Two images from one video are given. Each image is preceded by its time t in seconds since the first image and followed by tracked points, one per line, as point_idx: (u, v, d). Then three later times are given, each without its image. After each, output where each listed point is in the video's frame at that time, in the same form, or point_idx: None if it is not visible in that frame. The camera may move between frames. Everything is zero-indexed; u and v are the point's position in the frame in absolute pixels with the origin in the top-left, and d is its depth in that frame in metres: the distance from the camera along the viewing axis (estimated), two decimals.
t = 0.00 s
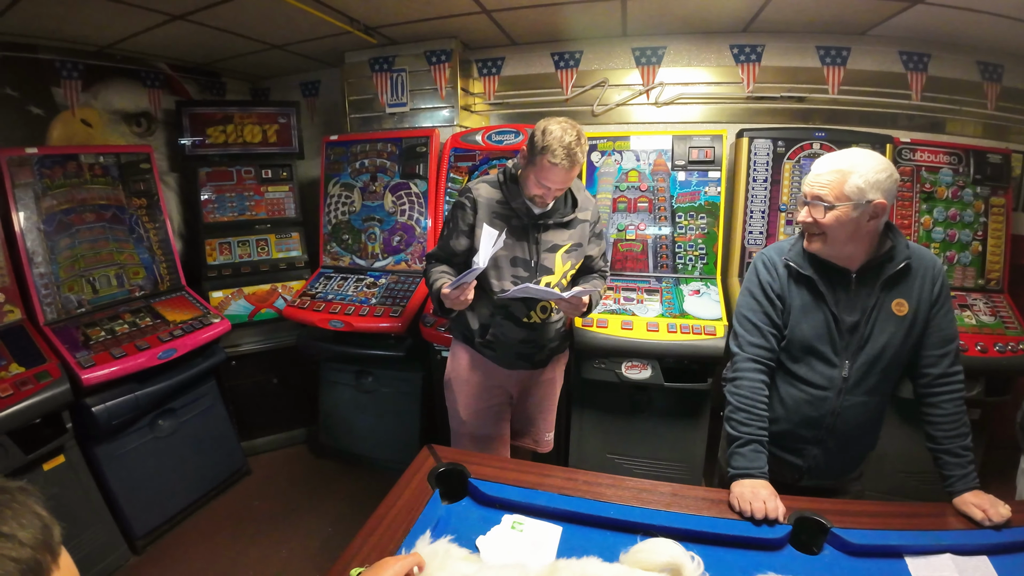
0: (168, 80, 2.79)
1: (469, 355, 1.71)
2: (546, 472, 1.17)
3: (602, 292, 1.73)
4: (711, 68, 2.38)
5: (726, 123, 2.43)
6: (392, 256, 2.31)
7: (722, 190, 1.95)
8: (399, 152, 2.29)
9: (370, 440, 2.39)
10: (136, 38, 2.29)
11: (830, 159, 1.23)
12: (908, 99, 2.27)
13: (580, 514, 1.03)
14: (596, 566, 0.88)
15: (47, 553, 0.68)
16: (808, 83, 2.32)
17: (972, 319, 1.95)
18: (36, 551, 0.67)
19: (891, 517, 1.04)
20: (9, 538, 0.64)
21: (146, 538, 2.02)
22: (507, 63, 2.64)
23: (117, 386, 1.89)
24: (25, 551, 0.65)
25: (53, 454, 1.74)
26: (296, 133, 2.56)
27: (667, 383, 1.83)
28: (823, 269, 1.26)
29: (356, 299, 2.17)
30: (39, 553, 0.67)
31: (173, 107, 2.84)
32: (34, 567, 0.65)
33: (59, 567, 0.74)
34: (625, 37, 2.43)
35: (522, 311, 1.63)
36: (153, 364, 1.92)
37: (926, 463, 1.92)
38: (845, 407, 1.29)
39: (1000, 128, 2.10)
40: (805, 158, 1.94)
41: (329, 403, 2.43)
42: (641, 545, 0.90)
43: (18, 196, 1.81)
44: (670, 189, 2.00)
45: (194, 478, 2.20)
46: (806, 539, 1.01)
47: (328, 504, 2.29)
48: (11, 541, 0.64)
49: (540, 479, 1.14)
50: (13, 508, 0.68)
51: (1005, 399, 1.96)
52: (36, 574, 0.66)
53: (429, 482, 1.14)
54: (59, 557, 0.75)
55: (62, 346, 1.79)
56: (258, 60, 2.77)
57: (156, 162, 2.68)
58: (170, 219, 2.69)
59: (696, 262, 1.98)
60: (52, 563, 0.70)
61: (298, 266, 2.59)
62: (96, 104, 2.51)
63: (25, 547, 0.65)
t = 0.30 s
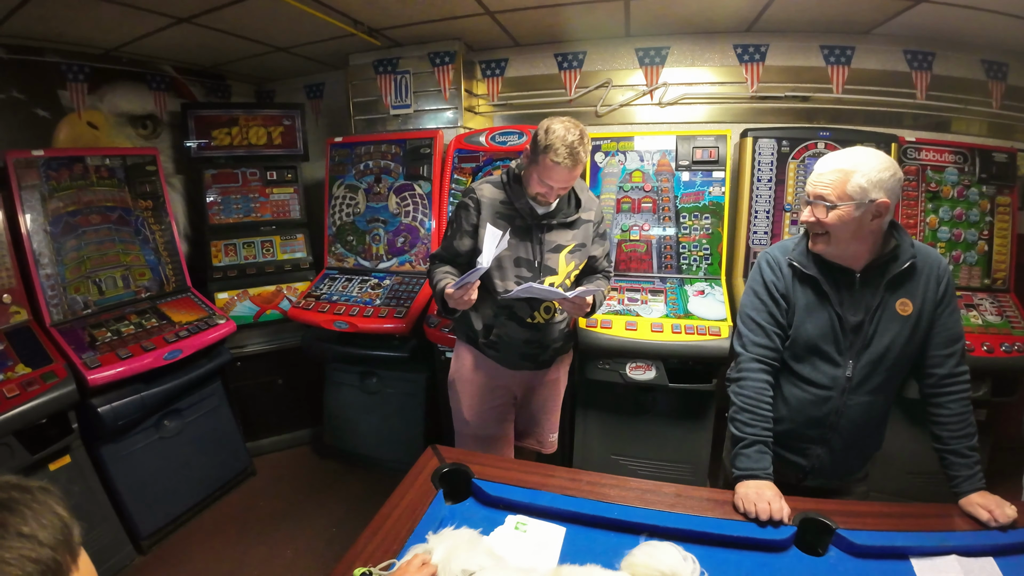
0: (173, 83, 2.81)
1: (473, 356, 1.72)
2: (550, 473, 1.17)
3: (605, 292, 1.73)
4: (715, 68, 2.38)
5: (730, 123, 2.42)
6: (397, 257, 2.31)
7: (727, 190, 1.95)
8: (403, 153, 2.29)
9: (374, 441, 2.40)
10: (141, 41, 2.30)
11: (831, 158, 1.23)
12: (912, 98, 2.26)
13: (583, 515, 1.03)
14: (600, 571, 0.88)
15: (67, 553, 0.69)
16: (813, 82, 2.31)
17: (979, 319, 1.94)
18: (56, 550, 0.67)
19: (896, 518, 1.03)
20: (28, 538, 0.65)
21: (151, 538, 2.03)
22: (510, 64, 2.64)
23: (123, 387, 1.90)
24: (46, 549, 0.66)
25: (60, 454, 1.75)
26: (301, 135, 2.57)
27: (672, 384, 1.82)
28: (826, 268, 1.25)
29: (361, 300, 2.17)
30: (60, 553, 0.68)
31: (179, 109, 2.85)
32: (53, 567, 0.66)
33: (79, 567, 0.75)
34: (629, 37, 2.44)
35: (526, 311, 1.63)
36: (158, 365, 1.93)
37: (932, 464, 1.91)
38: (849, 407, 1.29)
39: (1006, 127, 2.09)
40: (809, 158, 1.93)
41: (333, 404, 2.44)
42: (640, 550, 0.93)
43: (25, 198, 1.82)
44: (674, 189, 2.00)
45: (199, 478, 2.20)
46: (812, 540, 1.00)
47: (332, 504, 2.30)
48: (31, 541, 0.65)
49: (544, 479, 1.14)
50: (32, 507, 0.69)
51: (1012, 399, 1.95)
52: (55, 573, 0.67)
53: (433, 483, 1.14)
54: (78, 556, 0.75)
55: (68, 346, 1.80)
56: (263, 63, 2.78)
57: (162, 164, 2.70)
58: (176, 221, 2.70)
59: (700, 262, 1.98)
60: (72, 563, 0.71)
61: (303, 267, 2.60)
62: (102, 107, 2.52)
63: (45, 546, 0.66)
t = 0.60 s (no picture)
0: (177, 86, 2.83)
1: (474, 358, 1.72)
2: (551, 475, 1.17)
3: (606, 293, 1.73)
4: (718, 69, 2.38)
5: (733, 123, 2.42)
6: (399, 259, 2.32)
7: (729, 191, 1.95)
8: (405, 155, 2.30)
9: (377, 443, 2.40)
10: (145, 45, 2.31)
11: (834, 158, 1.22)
12: (916, 98, 2.25)
13: (584, 518, 1.03)
14: None
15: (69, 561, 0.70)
16: (815, 83, 2.31)
17: (983, 320, 1.93)
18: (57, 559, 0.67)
19: (898, 522, 1.02)
20: (30, 547, 0.65)
21: (154, 539, 2.04)
22: (512, 66, 2.65)
23: (126, 389, 1.90)
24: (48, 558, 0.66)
25: (63, 455, 1.76)
26: (304, 137, 2.58)
27: (674, 386, 1.82)
28: (827, 270, 1.25)
29: (363, 302, 2.18)
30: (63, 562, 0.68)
31: (182, 112, 2.87)
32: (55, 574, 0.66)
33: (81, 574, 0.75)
34: (631, 38, 2.44)
35: (527, 313, 1.63)
36: (162, 366, 1.93)
37: (937, 466, 1.90)
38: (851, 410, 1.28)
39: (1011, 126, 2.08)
40: (812, 158, 1.93)
41: (336, 405, 2.45)
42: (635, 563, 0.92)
43: (29, 201, 1.83)
44: (676, 190, 1.99)
45: (201, 480, 2.21)
46: (813, 543, 1.00)
47: (335, 505, 2.31)
48: (32, 550, 0.65)
49: (546, 482, 1.14)
50: (33, 516, 0.69)
51: (1017, 401, 1.94)
52: None
53: (434, 485, 1.14)
54: (81, 562, 0.76)
55: (72, 349, 1.80)
56: (266, 66, 2.79)
57: (166, 167, 2.71)
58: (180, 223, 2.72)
59: (702, 264, 1.98)
60: (73, 570, 0.71)
61: (306, 269, 2.61)
62: (106, 110, 2.54)
63: (45, 555, 0.66)
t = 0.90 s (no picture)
0: (179, 87, 2.83)
1: (475, 358, 1.72)
2: (552, 477, 1.16)
3: (608, 294, 1.73)
4: (720, 68, 2.37)
5: (736, 123, 2.41)
6: (400, 260, 2.32)
7: (731, 191, 1.94)
8: (407, 156, 2.30)
9: (379, 443, 2.40)
10: (147, 46, 2.32)
11: (869, 159, 1.09)
12: (920, 97, 2.23)
13: (585, 520, 1.02)
14: None
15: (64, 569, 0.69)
16: (818, 82, 2.30)
17: (987, 320, 1.92)
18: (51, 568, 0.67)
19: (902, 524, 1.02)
20: (25, 556, 0.64)
21: (156, 540, 2.04)
22: (514, 67, 2.65)
23: (128, 390, 1.91)
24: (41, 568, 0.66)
25: (65, 456, 1.76)
26: (306, 138, 2.58)
27: (676, 387, 1.81)
28: (835, 271, 1.23)
29: (364, 303, 2.18)
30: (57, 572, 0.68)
31: (185, 113, 2.87)
32: None
33: None
34: (633, 38, 2.44)
35: (528, 314, 1.62)
36: (164, 367, 1.94)
37: (941, 468, 1.89)
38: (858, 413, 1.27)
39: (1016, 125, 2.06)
40: (815, 158, 1.92)
41: (338, 406, 2.45)
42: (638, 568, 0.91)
43: (32, 202, 1.84)
44: (678, 190, 1.99)
45: (202, 481, 2.21)
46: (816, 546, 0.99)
47: (337, 506, 2.31)
48: (27, 560, 0.64)
49: (547, 484, 1.14)
50: (28, 525, 0.68)
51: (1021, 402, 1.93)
52: None
53: (434, 486, 1.14)
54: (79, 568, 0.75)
55: (75, 350, 1.80)
56: (268, 67, 2.80)
57: (168, 168, 2.72)
58: (182, 224, 2.72)
59: (705, 264, 1.97)
60: None
61: (308, 270, 2.61)
62: (108, 111, 2.54)
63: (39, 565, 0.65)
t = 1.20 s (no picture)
0: (182, 88, 2.84)
1: (479, 359, 1.71)
2: (556, 479, 1.16)
3: (611, 295, 1.72)
4: (723, 68, 2.36)
5: (739, 123, 2.40)
6: (403, 261, 2.32)
7: (735, 192, 1.94)
8: (410, 157, 2.30)
9: (381, 444, 2.40)
10: (150, 48, 2.32)
11: (921, 167, 1.05)
12: (923, 97, 2.21)
13: (590, 522, 1.02)
14: None
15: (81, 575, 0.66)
16: (821, 82, 2.29)
17: (991, 321, 1.91)
18: None
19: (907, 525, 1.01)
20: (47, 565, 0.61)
21: (158, 540, 2.04)
22: (516, 67, 2.65)
23: (131, 390, 1.91)
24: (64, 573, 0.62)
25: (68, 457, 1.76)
26: (308, 139, 2.58)
27: (679, 388, 1.81)
28: (851, 274, 1.21)
29: (367, 304, 2.18)
30: None
31: (187, 114, 2.88)
32: None
33: None
34: (636, 38, 2.43)
35: (531, 315, 1.62)
36: (167, 368, 1.94)
37: (946, 469, 1.88)
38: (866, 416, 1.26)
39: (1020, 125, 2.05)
40: (819, 158, 1.92)
41: (341, 406, 2.45)
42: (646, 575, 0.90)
43: (35, 203, 1.84)
44: (681, 190, 1.98)
45: (205, 482, 2.21)
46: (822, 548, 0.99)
47: (339, 507, 2.31)
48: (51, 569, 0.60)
49: (550, 485, 1.13)
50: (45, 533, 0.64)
51: None
52: None
53: (438, 488, 1.14)
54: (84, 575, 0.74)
55: (77, 350, 1.81)
56: (271, 68, 2.80)
57: (171, 169, 2.73)
58: (185, 225, 2.73)
59: (708, 265, 1.97)
60: None
61: (311, 270, 2.61)
62: (111, 112, 2.55)
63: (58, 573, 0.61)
